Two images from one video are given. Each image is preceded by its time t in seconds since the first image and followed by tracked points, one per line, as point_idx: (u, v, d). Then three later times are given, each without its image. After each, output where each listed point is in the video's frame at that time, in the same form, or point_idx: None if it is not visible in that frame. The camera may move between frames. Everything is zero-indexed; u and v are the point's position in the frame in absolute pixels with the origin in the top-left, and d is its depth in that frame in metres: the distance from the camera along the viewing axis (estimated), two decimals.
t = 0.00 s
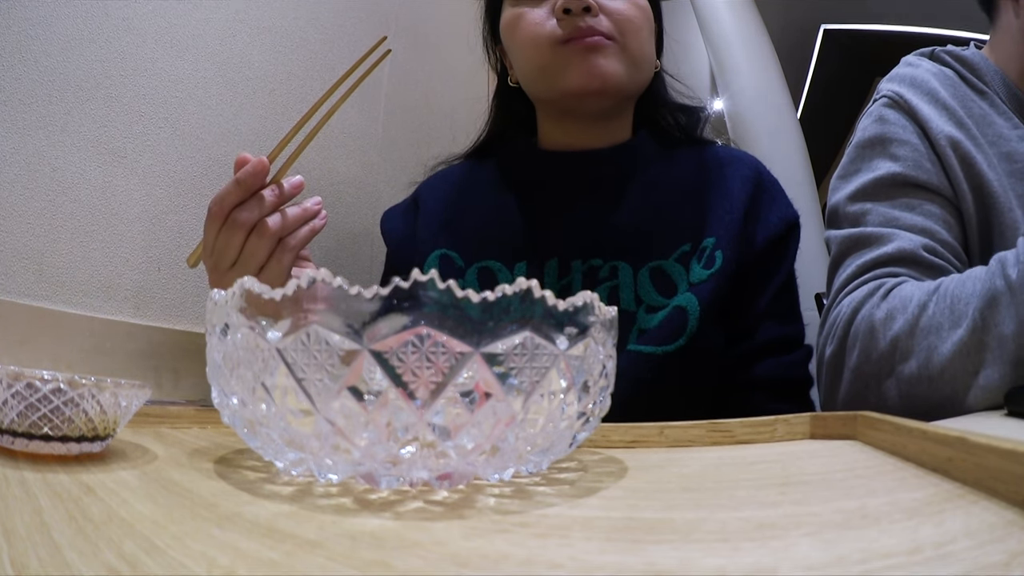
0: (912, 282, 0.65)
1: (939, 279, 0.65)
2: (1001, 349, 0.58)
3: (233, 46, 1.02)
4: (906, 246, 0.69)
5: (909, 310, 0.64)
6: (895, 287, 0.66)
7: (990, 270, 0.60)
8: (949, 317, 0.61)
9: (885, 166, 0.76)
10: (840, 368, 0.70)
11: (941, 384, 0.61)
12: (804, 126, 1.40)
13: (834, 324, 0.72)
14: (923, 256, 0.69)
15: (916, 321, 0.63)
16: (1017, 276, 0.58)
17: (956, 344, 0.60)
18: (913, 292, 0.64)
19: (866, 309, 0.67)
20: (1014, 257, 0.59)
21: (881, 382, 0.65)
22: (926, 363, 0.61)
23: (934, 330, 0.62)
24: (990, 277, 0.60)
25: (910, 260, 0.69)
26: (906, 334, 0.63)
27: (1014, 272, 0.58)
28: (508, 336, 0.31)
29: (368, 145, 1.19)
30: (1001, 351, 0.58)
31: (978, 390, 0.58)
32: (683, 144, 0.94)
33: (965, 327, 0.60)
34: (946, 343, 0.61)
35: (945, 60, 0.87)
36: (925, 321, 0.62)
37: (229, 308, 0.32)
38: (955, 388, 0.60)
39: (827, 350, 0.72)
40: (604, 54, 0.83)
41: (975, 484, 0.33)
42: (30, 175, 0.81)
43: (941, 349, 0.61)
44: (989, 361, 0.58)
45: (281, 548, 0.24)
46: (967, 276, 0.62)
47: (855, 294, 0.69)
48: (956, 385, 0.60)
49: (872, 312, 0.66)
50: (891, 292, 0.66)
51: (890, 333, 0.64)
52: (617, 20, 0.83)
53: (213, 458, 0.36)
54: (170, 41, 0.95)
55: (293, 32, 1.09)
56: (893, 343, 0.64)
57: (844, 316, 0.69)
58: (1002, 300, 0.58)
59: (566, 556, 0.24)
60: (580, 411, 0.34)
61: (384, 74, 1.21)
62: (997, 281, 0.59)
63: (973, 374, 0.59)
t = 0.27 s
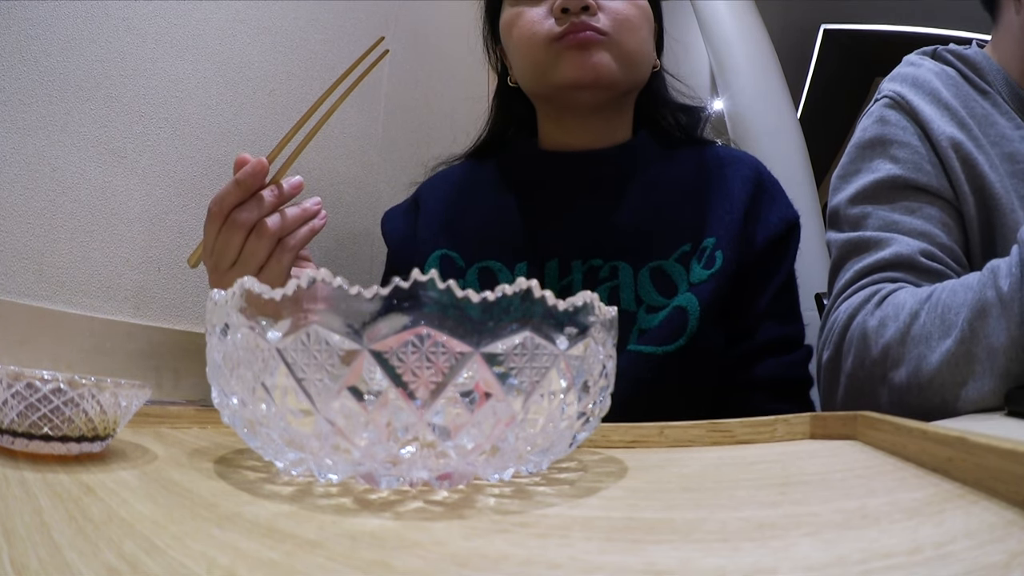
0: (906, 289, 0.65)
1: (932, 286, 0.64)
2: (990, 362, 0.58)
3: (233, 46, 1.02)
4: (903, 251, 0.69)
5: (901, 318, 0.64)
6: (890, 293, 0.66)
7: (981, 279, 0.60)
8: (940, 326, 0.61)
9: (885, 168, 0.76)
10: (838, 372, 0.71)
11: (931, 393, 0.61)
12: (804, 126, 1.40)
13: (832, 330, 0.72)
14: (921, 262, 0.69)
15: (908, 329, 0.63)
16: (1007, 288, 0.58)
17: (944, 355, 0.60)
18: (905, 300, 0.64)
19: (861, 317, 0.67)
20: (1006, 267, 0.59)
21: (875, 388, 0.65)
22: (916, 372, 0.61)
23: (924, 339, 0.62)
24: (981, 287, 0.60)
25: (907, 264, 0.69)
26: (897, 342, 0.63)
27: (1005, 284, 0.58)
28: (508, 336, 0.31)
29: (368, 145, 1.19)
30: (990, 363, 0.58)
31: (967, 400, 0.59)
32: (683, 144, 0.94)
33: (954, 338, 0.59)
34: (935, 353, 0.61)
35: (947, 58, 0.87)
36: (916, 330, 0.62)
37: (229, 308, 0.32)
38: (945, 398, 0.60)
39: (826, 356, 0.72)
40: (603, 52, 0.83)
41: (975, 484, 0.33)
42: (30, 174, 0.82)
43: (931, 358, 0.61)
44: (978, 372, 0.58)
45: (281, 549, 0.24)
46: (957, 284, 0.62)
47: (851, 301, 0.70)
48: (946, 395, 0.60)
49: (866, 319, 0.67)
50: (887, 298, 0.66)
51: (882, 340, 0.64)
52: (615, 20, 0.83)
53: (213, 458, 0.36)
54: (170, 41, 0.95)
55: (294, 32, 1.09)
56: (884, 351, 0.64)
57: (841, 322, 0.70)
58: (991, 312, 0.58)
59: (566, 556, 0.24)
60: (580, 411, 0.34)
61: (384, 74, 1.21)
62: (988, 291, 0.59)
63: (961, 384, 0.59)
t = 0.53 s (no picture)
0: (907, 289, 0.65)
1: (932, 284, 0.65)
2: (994, 358, 0.59)
3: (233, 45, 1.02)
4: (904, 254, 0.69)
5: (902, 318, 0.64)
6: (890, 294, 0.66)
7: (981, 275, 0.61)
8: (942, 325, 0.62)
9: (889, 169, 0.76)
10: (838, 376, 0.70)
11: (935, 392, 0.61)
12: (804, 126, 1.40)
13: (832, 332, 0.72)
14: (923, 266, 0.69)
15: (910, 329, 0.63)
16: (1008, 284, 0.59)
17: (949, 353, 0.60)
18: (907, 300, 0.64)
19: (863, 317, 0.67)
20: (1006, 263, 0.60)
21: (878, 389, 0.65)
22: (920, 371, 0.61)
23: (927, 338, 0.62)
24: (982, 283, 0.60)
25: (909, 268, 0.69)
26: (900, 342, 0.63)
27: (1006, 280, 0.59)
28: (508, 336, 0.31)
29: (368, 145, 1.19)
30: (994, 359, 0.58)
31: (973, 397, 0.59)
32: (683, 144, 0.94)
33: (958, 336, 0.60)
34: (940, 352, 0.61)
35: (952, 56, 0.87)
36: (918, 329, 0.63)
37: (229, 308, 0.32)
38: (950, 396, 0.60)
39: (826, 358, 0.72)
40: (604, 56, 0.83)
41: (975, 484, 0.33)
42: (30, 174, 0.82)
43: (935, 357, 0.61)
44: (983, 369, 0.59)
45: (281, 549, 0.23)
46: (956, 282, 0.62)
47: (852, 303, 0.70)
48: (951, 393, 0.60)
49: (867, 320, 0.67)
50: (887, 300, 0.66)
51: (883, 341, 0.64)
52: (616, 21, 0.83)
53: (213, 458, 0.36)
54: (170, 41, 0.95)
55: (294, 32, 1.09)
56: (886, 352, 0.64)
57: (842, 324, 0.69)
58: (994, 309, 0.59)
59: (566, 556, 0.24)
60: (580, 411, 0.34)
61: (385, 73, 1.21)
62: (990, 288, 0.60)
63: (965, 382, 0.59)
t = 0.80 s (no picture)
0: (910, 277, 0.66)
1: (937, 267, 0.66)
2: (1011, 325, 0.59)
3: (233, 45, 1.02)
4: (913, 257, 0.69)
5: (912, 305, 0.64)
6: (894, 287, 0.67)
7: (983, 250, 0.62)
8: (954, 305, 0.62)
9: (898, 167, 0.76)
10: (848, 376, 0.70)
11: (957, 371, 0.61)
12: (804, 126, 1.40)
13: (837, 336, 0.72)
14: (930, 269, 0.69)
15: (922, 314, 0.64)
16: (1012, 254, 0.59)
17: (967, 329, 0.61)
18: (913, 287, 0.65)
19: (872, 310, 0.67)
20: (1006, 233, 0.61)
21: (893, 381, 0.65)
22: (939, 353, 0.62)
23: (942, 319, 0.62)
24: (987, 256, 0.61)
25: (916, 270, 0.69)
26: (914, 330, 0.64)
27: (1010, 248, 0.60)
28: (508, 336, 0.31)
29: (368, 144, 1.19)
30: (1012, 325, 0.59)
31: (997, 368, 0.59)
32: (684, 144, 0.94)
33: (974, 311, 0.60)
34: (957, 330, 0.61)
35: (961, 52, 0.86)
36: (930, 313, 0.63)
37: (229, 308, 0.32)
38: (972, 373, 0.60)
39: (834, 363, 0.72)
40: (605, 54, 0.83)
41: (975, 484, 0.33)
42: (30, 174, 0.82)
43: (954, 336, 0.61)
44: (1003, 337, 0.59)
45: (281, 548, 0.23)
46: (960, 260, 0.63)
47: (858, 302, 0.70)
48: (972, 370, 0.60)
49: (876, 313, 0.67)
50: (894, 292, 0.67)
51: (895, 331, 0.65)
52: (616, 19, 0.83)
53: (213, 458, 0.36)
54: (170, 41, 0.95)
55: (293, 32, 1.09)
56: (900, 341, 0.64)
57: (848, 323, 0.70)
58: (1003, 279, 0.59)
59: (566, 556, 0.24)
60: (580, 411, 0.34)
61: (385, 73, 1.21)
62: (994, 259, 0.60)
63: (988, 353, 0.60)
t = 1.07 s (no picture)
0: (917, 282, 0.66)
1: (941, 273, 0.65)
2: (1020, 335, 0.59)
3: (232, 46, 1.02)
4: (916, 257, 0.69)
5: (920, 312, 0.64)
6: (900, 291, 0.67)
7: (991, 258, 0.61)
8: (961, 313, 0.62)
9: (901, 166, 0.75)
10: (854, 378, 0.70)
11: (966, 380, 0.61)
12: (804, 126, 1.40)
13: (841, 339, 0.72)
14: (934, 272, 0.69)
15: (930, 322, 0.63)
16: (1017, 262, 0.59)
17: (977, 339, 0.60)
18: (921, 293, 0.64)
19: (878, 316, 0.67)
20: (1015, 241, 0.60)
21: (900, 387, 0.65)
22: (948, 363, 0.61)
23: (950, 329, 0.62)
24: (995, 266, 0.61)
25: (920, 273, 0.69)
26: (922, 338, 0.63)
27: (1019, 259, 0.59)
28: (508, 336, 0.31)
29: (368, 145, 1.19)
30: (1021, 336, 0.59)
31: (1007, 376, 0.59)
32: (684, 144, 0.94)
33: (983, 322, 0.60)
34: (966, 340, 0.61)
35: (961, 49, 0.83)
36: (938, 321, 0.63)
37: (229, 308, 0.32)
38: (981, 382, 0.60)
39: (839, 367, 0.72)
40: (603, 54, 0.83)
41: (975, 484, 0.33)
42: (29, 174, 0.82)
43: (962, 346, 0.61)
44: (1012, 347, 0.59)
45: (281, 549, 0.24)
46: (968, 266, 0.63)
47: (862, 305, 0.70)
48: (983, 378, 0.60)
49: (883, 320, 0.66)
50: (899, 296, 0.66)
51: (903, 338, 0.64)
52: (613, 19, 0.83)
53: (213, 458, 0.36)
54: (170, 41, 0.95)
55: (293, 32, 1.09)
56: (907, 349, 0.64)
57: (853, 327, 0.69)
58: (1013, 290, 0.59)
59: (566, 556, 0.24)
60: (580, 411, 0.34)
61: (384, 73, 1.21)
62: (1004, 270, 0.60)
63: (997, 362, 0.60)
